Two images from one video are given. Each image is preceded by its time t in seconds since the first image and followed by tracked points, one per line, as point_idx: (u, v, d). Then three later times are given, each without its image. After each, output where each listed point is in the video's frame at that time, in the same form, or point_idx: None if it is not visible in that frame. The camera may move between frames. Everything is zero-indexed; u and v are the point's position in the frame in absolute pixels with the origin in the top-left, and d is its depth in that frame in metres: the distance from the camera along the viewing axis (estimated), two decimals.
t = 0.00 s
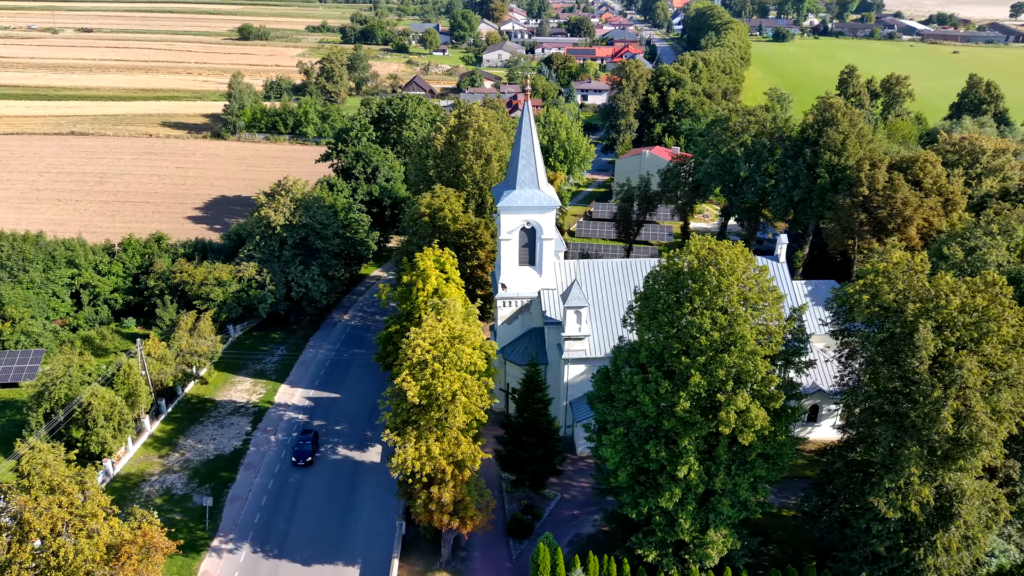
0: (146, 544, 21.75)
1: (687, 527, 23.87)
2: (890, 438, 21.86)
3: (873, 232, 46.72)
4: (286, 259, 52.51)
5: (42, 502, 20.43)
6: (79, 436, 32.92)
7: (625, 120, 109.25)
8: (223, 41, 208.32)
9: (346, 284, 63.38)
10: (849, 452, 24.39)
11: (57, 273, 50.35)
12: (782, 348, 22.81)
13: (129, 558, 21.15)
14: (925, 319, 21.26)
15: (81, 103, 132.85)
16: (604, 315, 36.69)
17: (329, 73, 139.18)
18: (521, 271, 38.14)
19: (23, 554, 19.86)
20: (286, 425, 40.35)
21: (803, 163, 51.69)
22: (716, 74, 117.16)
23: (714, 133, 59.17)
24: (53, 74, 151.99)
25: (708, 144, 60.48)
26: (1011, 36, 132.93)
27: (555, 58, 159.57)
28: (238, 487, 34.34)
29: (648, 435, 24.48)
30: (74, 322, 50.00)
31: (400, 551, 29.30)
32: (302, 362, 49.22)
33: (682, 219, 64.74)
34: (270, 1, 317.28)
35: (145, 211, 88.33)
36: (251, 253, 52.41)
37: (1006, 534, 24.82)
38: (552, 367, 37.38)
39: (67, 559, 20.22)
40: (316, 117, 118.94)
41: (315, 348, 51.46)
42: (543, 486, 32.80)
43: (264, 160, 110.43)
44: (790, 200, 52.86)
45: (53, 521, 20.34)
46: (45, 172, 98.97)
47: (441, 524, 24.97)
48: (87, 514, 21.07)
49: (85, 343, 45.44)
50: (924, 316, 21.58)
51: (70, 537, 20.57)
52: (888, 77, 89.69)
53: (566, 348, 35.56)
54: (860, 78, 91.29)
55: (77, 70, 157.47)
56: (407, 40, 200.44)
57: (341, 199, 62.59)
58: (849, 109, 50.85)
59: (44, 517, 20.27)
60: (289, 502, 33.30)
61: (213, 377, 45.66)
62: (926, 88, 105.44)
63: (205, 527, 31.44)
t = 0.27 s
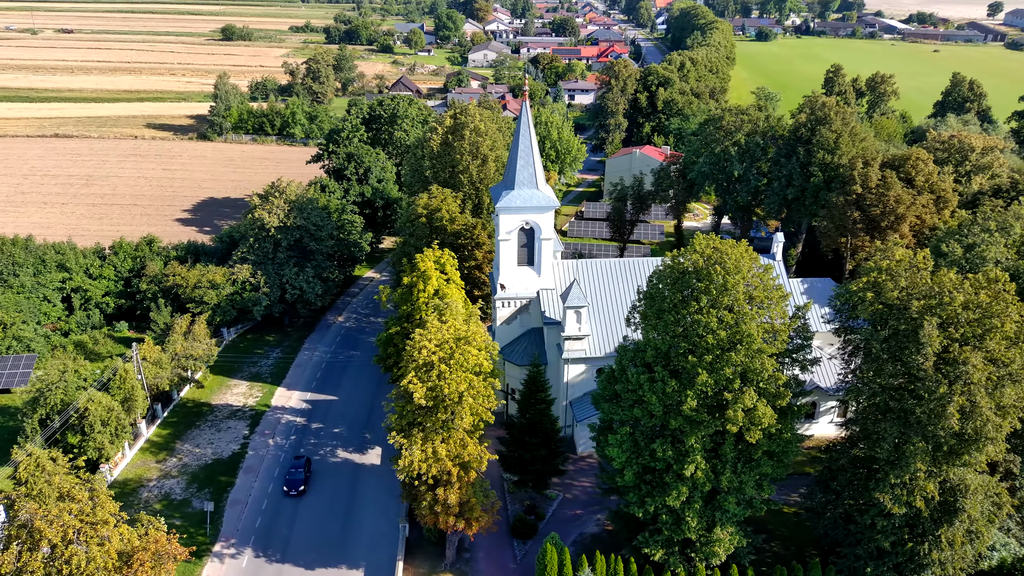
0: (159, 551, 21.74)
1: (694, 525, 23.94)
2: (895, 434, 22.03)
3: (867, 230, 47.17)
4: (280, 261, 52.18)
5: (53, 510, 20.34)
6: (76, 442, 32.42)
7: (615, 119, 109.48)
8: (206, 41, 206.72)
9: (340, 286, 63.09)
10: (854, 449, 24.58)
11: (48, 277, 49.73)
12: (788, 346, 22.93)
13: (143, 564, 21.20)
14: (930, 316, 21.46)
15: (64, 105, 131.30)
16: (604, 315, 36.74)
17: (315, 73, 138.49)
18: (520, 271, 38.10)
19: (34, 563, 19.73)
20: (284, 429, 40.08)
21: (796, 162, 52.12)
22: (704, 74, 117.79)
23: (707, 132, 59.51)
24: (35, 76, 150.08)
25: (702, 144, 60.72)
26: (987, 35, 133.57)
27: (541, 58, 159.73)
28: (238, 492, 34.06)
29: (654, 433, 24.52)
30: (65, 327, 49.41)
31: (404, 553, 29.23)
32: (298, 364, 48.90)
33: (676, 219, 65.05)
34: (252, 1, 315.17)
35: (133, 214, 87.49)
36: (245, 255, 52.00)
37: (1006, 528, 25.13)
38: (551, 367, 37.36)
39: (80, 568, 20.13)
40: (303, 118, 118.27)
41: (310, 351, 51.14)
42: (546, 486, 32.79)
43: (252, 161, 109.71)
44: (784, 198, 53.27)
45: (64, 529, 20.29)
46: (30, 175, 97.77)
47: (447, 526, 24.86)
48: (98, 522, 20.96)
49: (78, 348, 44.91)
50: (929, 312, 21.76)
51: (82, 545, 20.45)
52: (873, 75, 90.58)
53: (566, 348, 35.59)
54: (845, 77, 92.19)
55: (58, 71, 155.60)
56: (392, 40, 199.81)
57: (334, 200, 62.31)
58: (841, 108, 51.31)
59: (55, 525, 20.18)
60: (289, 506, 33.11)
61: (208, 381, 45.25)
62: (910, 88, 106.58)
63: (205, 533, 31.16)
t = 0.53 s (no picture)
0: (173, 557, 21.69)
1: (702, 523, 24.00)
2: (901, 430, 22.22)
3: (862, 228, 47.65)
4: (275, 263, 51.81)
5: (64, 517, 20.19)
6: (74, 447, 31.98)
7: (605, 119, 109.59)
8: (190, 42, 205.07)
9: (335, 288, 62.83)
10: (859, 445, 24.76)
11: (40, 281, 49.11)
12: (794, 344, 23.07)
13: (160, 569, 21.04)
14: (935, 314, 21.67)
15: (47, 107, 129.75)
16: (604, 315, 36.78)
17: (302, 74, 137.75)
18: (520, 271, 38.03)
19: (47, 571, 19.55)
20: (283, 431, 39.83)
21: (790, 160, 52.44)
22: (692, 73, 118.31)
23: (701, 132, 59.75)
24: (16, 77, 148.16)
25: (696, 143, 60.95)
26: (967, 35, 134.63)
27: (529, 58, 159.79)
28: (239, 496, 33.83)
29: (661, 433, 24.57)
30: (58, 331, 48.78)
31: (409, 556, 29.12)
32: (295, 367, 48.61)
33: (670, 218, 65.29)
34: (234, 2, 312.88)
35: (121, 216, 86.61)
36: (240, 258, 51.59)
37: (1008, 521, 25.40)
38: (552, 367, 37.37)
39: None
40: (292, 119, 117.62)
41: (306, 353, 50.82)
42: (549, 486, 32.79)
43: (240, 162, 108.95)
44: (779, 197, 53.70)
45: (76, 537, 20.08)
46: (16, 178, 96.54)
47: (454, 528, 24.78)
48: (110, 529, 20.79)
49: (71, 353, 44.38)
50: (934, 310, 21.98)
51: (95, 553, 20.29)
52: (860, 74, 91.33)
53: (566, 348, 35.62)
54: (832, 76, 92.91)
55: (40, 73, 153.71)
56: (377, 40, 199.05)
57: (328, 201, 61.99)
58: (835, 107, 51.73)
59: (68, 533, 20.02)
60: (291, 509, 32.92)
61: (205, 384, 44.86)
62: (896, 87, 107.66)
63: (207, 538, 30.92)
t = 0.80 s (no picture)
0: (190, 562, 21.64)
1: (709, 522, 24.07)
2: (906, 426, 22.38)
3: (856, 226, 48.17)
4: (270, 265, 51.50)
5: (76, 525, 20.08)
6: (71, 453, 31.58)
7: (595, 119, 109.68)
8: (173, 43, 203.34)
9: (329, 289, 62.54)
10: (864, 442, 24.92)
11: (31, 285, 48.49)
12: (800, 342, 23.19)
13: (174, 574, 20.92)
14: (940, 311, 21.86)
15: (31, 109, 128.17)
16: (605, 315, 36.83)
17: (289, 74, 136.70)
18: (519, 272, 37.98)
19: None
20: (282, 434, 39.58)
21: (785, 159, 52.79)
22: (680, 72, 118.71)
23: (695, 131, 59.95)
24: None
25: (690, 143, 61.15)
26: (948, 34, 137.18)
27: (516, 58, 159.84)
28: (239, 500, 33.57)
29: (667, 432, 24.60)
30: (51, 335, 48.24)
31: (414, 558, 29.03)
32: (291, 369, 48.30)
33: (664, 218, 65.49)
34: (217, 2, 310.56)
35: (110, 218, 85.70)
36: (234, 260, 51.19)
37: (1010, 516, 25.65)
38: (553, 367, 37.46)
39: None
40: (280, 120, 116.86)
41: (302, 355, 50.54)
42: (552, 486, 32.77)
43: (229, 163, 108.18)
44: (773, 196, 54.24)
45: (89, 544, 20.08)
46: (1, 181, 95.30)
47: (460, 529, 24.68)
48: (122, 535, 20.66)
49: (65, 357, 43.85)
50: (939, 307, 22.18)
51: (109, 560, 20.20)
52: (846, 73, 92.07)
53: (566, 348, 35.73)
54: (819, 75, 93.66)
55: (22, 74, 151.84)
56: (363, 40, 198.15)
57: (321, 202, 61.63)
58: (828, 106, 52.12)
59: (81, 539, 20.07)
60: (294, 513, 32.75)
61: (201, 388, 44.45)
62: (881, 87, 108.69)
63: (209, 542, 30.67)
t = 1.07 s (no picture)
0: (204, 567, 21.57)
1: (716, 520, 24.13)
2: (911, 423, 22.58)
3: (850, 224, 48.66)
4: (265, 267, 51.17)
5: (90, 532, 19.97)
6: (69, 459, 31.20)
7: (585, 118, 109.74)
8: (156, 44, 201.61)
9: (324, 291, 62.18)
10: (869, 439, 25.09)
11: (22, 289, 47.86)
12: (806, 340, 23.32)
13: None
14: (944, 308, 22.08)
15: (14, 111, 126.60)
16: (605, 314, 36.85)
17: (275, 75, 135.25)
18: (519, 272, 37.93)
19: None
20: (280, 438, 39.31)
21: (780, 158, 53.18)
22: (669, 72, 119.08)
23: (689, 130, 60.12)
24: None
25: (684, 142, 61.35)
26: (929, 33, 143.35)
27: (504, 58, 159.88)
28: (240, 504, 33.30)
29: (673, 431, 24.63)
30: (43, 340, 47.67)
31: (419, 560, 28.90)
32: (288, 372, 47.98)
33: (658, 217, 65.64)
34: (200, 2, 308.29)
35: (98, 221, 84.86)
36: (229, 262, 50.79)
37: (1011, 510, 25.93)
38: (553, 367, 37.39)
39: None
40: (268, 121, 116.09)
41: (298, 358, 50.20)
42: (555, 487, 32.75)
43: (217, 165, 107.39)
44: (768, 195, 54.74)
45: (102, 552, 19.85)
46: None
47: (467, 531, 24.60)
48: (136, 542, 20.51)
49: (59, 362, 43.30)
50: (943, 304, 22.40)
51: (123, 568, 20.06)
52: (833, 72, 92.76)
53: (566, 347, 35.73)
54: (806, 74, 94.38)
55: (4, 76, 149.99)
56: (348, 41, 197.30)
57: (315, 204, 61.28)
58: (822, 105, 52.59)
59: (95, 547, 19.85)
60: (296, 516, 32.53)
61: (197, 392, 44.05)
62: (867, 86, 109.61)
63: (211, 547, 30.40)
